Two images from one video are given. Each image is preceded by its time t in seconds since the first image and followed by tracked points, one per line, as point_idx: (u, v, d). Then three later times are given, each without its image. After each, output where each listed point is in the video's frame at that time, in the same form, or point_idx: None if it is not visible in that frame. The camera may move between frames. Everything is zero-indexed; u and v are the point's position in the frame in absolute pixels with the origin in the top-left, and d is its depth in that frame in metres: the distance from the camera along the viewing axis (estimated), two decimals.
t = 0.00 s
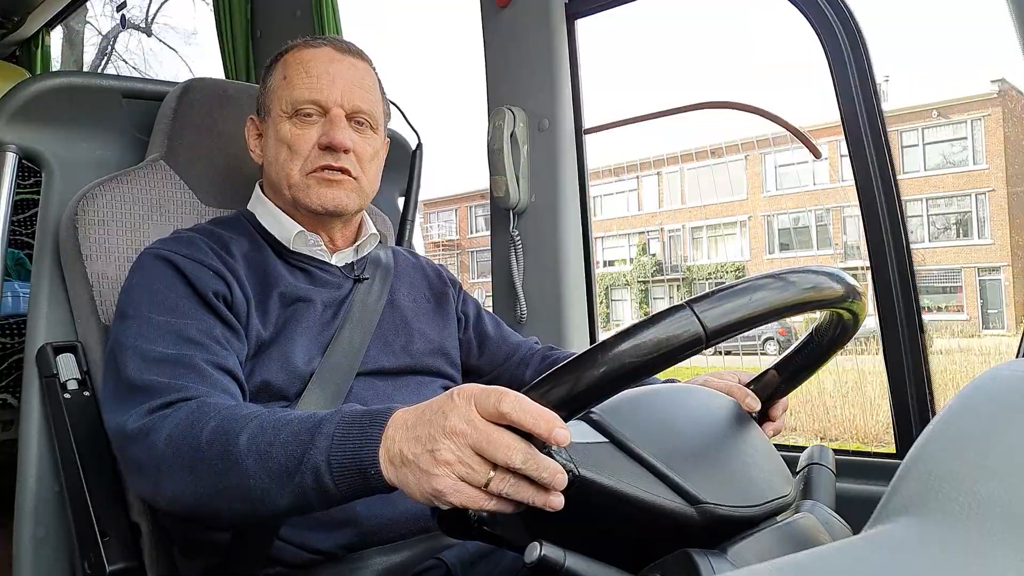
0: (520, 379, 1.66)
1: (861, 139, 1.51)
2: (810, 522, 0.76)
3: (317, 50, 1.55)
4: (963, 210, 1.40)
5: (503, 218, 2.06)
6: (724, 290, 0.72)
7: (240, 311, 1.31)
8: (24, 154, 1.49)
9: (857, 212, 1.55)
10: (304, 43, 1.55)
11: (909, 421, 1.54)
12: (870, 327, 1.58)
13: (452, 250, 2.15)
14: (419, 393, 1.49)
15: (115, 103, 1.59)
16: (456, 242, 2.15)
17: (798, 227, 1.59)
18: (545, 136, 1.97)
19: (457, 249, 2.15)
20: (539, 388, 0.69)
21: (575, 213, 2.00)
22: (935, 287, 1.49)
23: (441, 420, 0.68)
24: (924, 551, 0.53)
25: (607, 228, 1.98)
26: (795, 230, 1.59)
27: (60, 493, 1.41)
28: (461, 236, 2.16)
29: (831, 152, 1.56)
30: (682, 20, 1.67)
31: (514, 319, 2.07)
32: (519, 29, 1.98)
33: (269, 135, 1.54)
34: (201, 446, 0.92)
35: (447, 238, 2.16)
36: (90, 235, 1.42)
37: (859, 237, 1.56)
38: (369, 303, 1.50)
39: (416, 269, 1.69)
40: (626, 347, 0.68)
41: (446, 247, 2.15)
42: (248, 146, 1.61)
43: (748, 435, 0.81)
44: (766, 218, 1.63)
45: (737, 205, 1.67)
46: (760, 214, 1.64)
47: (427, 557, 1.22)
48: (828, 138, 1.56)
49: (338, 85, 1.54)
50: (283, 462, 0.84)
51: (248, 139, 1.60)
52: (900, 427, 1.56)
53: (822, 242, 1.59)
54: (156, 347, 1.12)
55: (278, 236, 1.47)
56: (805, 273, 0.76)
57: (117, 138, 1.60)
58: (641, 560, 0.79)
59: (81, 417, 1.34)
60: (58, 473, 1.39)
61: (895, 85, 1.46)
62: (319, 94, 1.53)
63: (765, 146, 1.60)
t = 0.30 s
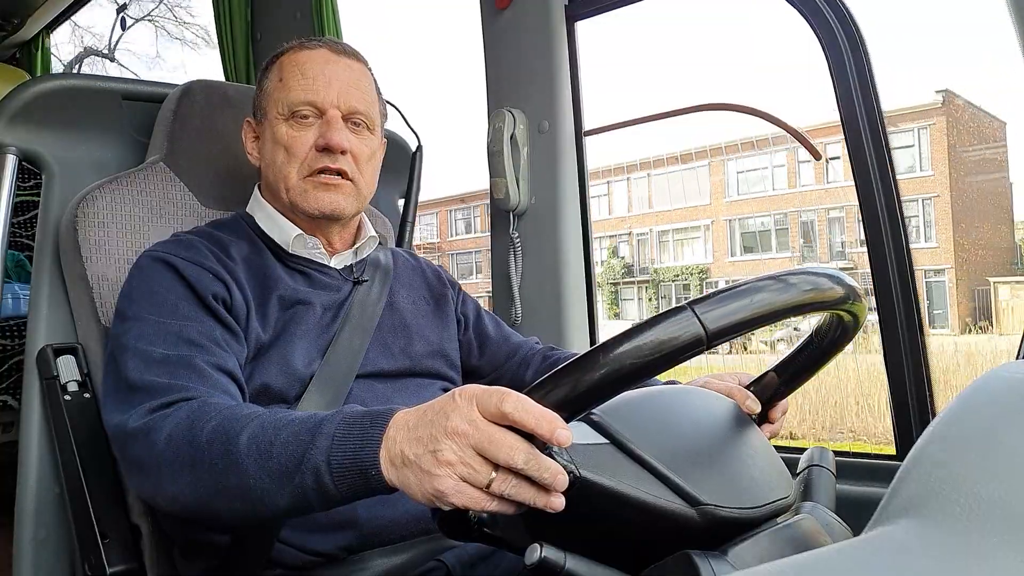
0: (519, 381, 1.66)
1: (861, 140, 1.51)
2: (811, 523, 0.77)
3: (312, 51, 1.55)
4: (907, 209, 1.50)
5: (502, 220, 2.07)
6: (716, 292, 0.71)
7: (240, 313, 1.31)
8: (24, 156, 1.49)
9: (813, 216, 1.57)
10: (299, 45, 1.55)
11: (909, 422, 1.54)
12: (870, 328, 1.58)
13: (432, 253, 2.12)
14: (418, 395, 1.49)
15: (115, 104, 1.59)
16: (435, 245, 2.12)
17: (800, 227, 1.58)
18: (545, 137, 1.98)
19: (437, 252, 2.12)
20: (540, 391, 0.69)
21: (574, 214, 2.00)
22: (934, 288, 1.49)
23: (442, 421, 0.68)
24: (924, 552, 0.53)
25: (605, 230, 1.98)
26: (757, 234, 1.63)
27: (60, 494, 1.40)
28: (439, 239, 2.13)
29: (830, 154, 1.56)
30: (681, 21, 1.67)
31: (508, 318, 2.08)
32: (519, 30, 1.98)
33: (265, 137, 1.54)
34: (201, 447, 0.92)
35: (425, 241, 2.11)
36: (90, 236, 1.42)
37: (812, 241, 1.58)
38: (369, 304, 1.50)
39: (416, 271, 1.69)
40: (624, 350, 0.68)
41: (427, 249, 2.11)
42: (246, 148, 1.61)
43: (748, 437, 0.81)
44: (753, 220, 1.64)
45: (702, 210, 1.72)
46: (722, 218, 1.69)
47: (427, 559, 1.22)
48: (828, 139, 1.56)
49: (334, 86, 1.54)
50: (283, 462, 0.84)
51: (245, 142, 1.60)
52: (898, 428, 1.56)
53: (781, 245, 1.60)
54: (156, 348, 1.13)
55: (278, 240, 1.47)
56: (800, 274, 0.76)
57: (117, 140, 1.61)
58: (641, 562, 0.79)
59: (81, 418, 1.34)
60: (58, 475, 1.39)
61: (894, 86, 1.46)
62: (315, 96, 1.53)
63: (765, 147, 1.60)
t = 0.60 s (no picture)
0: (520, 382, 1.66)
1: (861, 141, 1.51)
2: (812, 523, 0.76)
3: (322, 52, 1.55)
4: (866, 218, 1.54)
5: (502, 220, 2.07)
6: (714, 294, 0.71)
7: (243, 315, 1.31)
8: (24, 157, 1.50)
9: (773, 220, 1.61)
10: (308, 46, 1.56)
11: (909, 422, 1.54)
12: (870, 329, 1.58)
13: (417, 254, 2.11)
14: (419, 395, 1.49)
15: (116, 104, 1.59)
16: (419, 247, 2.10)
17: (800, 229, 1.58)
18: (545, 138, 1.98)
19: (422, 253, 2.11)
20: (539, 391, 0.70)
21: (574, 214, 2.00)
22: (935, 288, 1.49)
23: (436, 427, 0.68)
24: (925, 551, 0.53)
25: (605, 230, 1.98)
26: (757, 234, 1.63)
27: (61, 494, 1.41)
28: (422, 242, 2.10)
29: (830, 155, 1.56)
30: (681, 22, 1.67)
31: (516, 321, 2.07)
32: (519, 31, 1.98)
33: (274, 136, 1.54)
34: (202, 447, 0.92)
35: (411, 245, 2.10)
36: (90, 237, 1.42)
37: (773, 245, 1.62)
38: (371, 305, 1.50)
39: (417, 271, 1.69)
40: (627, 351, 0.68)
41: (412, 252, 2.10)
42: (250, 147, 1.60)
43: (748, 438, 0.81)
44: (752, 221, 1.64)
45: (669, 214, 1.77)
46: (688, 223, 1.74)
47: (429, 559, 1.23)
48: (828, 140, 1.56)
49: (344, 86, 1.55)
50: (283, 471, 0.84)
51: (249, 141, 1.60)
52: (899, 428, 1.56)
53: (743, 249, 1.66)
54: (159, 353, 1.12)
55: (282, 240, 1.47)
56: (802, 275, 0.76)
57: (118, 141, 1.61)
58: (641, 563, 0.79)
59: (82, 419, 1.35)
60: (59, 475, 1.40)
61: (894, 86, 1.46)
62: (325, 95, 1.53)
63: (765, 147, 1.60)
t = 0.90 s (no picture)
0: (522, 379, 1.66)
1: (859, 140, 1.51)
2: (812, 523, 0.77)
3: (366, 58, 1.60)
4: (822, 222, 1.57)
5: (502, 219, 2.07)
6: (708, 293, 0.72)
7: (246, 316, 1.31)
8: (25, 155, 1.50)
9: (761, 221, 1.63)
10: (351, 50, 1.59)
11: (908, 419, 1.54)
12: (868, 326, 1.58)
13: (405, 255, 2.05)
14: (419, 394, 1.49)
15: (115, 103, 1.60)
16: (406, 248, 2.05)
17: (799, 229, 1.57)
18: (545, 137, 1.98)
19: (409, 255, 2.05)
20: (538, 387, 0.70)
21: (573, 213, 2.00)
22: (933, 288, 1.49)
23: (432, 427, 0.69)
24: (922, 549, 0.53)
25: (604, 229, 1.98)
26: (756, 233, 1.63)
27: (60, 492, 1.41)
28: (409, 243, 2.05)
29: (830, 154, 1.56)
30: (680, 21, 1.68)
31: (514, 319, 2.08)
32: (519, 30, 1.98)
33: (319, 134, 1.54)
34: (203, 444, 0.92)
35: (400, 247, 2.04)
36: (91, 235, 1.42)
37: (735, 248, 1.67)
38: (371, 303, 1.50)
39: (417, 268, 1.69)
40: (626, 348, 0.68)
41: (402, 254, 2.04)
42: (267, 138, 1.56)
43: (749, 434, 0.80)
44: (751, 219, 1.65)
45: (639, 219, 1.84)
46: (656, 227, 1.79)
47: (427, 558, 1.22)
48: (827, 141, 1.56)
49: (389, 94, 1.60)
50: (283, 474, 0.85)
51: (267, 132, 1.56)
52: (897, 427, 1.56)
53: (718, 251, 1.69)
54: (161, 359, 1.12)
55: (286, 238, 1.48)
56: (798, 271, 0.76)
57: (118, 139, 1.61)
58: (639, 560, 0.79)
59: (81, 416, 1.35)
60: (59, 473, 1.39)
61: (892, 85, 1.46)
62: (378, 101, 1.57)
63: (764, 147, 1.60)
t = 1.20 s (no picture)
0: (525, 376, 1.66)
1: (860, 140, 1.51)
2: (810, 523, 0.76)
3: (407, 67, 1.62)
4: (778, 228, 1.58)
5: (502, 218, 2.07)
6: (710, 293, 0.72)
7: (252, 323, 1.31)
8: (26, 155, 1.50)
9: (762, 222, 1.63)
10: (396, 58, 1.60)
11: (908, 420, 1.54)
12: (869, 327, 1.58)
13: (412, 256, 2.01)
14: (420, 394, 1.50)
15: (116, 102, 1.60)
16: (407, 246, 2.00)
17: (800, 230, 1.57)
18: (546, 137, 1.98)
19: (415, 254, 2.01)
20: (539, 387, 0.70)
21: (574, 213, 2.01)
22: (933, 288, 1.49)
23: (426, 433, 0.68)
24: (923, 547, 0.53)
25: (604, 229, 1.99)
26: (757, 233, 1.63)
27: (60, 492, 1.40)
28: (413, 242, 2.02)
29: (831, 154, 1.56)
30: (679, 21, 1.68)
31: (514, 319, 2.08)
32: (520, 30, 1.98)
33: (372, 141, 1.55)
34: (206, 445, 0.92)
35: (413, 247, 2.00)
36: (92, 235, 1.43)
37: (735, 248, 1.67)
38: (375, 300, 1.50)
39: (417, 264, 1.69)
40: (626, 348, 0.68)
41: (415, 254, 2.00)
42: (315, 137, 1.52)
43: (750, 434, 0.80)
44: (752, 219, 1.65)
45: (613, 223, 1.94)
46: (628, 231, 1.88)
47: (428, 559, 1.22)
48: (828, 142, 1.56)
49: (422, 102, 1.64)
50: (285, 475, 0.85)
51: (314, 130, 1.52)
52: (898, 427, 1.56)
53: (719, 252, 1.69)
54: (163, 367, 1.12)
55: (297, 235, 1.47)
56: (800, 271, 0.76)
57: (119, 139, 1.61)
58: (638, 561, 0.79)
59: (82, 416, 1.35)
60: (59, 473, 1.39)
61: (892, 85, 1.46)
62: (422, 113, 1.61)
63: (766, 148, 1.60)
